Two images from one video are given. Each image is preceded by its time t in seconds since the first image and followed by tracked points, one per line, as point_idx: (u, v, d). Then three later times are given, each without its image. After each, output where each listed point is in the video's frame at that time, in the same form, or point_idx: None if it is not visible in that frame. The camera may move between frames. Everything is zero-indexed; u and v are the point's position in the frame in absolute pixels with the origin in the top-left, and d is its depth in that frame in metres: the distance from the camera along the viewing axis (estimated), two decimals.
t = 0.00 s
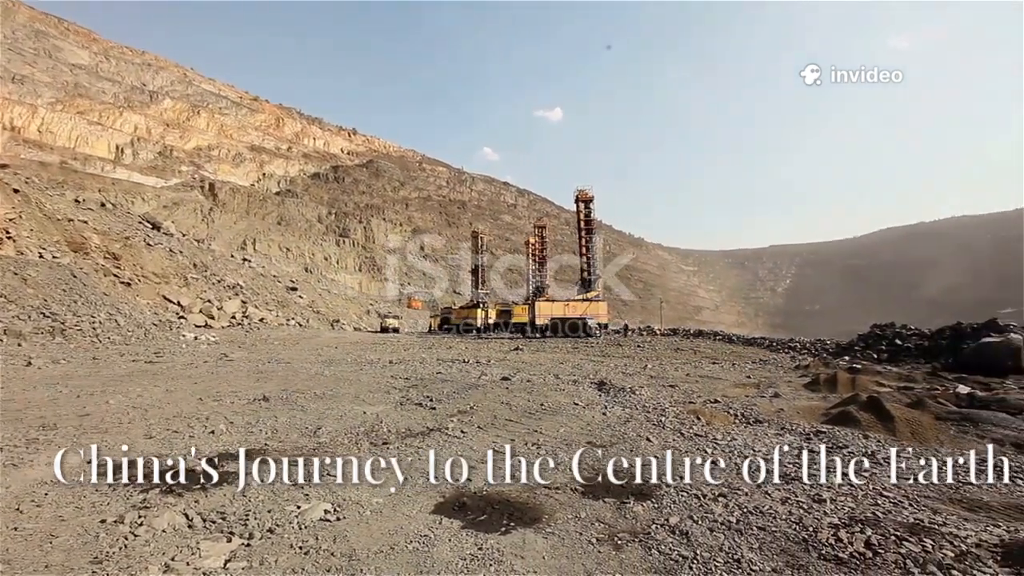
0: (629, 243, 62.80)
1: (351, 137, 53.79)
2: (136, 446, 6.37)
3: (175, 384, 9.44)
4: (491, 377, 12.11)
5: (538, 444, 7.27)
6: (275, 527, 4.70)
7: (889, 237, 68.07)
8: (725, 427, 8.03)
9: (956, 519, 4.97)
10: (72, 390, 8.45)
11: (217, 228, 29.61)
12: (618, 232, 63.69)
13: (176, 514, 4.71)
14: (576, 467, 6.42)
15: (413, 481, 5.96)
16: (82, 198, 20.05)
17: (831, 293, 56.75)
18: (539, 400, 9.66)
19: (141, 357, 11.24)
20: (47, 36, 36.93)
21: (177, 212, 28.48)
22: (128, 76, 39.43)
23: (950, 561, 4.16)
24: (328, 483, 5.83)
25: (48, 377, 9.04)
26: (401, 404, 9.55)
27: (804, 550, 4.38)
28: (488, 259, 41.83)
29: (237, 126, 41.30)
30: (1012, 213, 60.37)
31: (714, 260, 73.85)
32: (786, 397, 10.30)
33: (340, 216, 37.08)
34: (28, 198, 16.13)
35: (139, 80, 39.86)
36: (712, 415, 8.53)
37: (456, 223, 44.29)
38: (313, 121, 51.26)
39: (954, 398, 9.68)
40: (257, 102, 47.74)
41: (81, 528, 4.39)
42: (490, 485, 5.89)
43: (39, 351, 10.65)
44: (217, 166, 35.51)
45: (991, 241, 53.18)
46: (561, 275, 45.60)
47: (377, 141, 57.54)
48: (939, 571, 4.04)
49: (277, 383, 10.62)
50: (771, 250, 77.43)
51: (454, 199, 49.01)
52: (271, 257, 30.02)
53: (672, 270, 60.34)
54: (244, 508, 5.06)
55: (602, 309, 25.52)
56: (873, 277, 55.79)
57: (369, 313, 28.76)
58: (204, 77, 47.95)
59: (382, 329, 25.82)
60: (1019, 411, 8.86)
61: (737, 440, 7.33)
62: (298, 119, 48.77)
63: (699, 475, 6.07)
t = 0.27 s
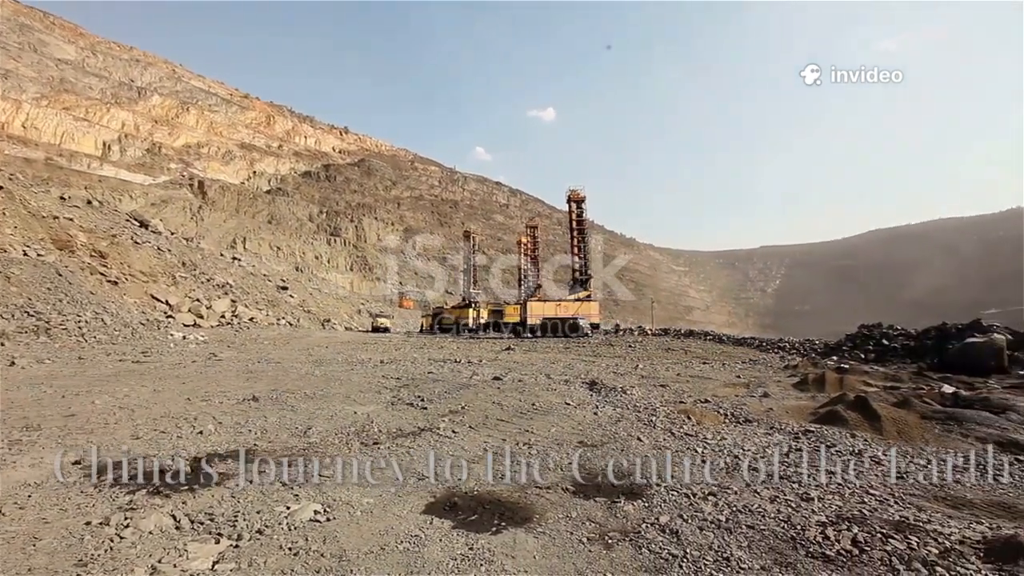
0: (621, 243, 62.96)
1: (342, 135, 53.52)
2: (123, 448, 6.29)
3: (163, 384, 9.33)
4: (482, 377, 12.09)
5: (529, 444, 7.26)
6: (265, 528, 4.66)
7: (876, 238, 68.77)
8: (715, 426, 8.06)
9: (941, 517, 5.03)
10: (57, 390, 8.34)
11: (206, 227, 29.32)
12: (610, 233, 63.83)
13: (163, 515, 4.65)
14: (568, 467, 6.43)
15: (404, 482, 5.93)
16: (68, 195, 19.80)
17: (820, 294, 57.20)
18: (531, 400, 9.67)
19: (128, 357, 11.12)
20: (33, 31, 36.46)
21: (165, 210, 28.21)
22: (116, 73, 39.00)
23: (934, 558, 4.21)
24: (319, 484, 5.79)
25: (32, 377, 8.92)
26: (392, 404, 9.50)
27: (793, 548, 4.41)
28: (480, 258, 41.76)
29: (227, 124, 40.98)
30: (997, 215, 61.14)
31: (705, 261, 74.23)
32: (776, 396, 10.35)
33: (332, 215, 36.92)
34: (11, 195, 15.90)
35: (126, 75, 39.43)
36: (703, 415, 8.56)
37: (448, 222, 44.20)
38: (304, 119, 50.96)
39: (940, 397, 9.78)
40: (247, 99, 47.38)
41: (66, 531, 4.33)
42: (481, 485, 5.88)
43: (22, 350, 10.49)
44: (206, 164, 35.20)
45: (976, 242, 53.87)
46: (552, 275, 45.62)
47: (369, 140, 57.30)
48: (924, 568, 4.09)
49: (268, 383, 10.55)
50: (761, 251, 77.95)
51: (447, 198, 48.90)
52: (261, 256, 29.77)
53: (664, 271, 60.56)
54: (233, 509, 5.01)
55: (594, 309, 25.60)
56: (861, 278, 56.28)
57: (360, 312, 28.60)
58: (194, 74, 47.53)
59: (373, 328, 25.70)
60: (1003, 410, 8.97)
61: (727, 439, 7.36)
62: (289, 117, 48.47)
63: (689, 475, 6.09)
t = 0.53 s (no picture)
0: (612, 243, 63.12)
1: (333, 134, 53.24)
2: (108, 448, 6.21)
3: (149, 384, 9.22)
4: (473, 377, 12.06)
5: (520, 443, 7.25)
6: (252, 530, 4.61)
7: (863, 239, 69.51)
8: (704, 426, 8.10)
9: (924, 514, 5.08)
10: (39, 390, 8.21)
11: (195, 225, 29.04)
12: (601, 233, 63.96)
13: (149, 517, 4.59)
14: (558, 466, 6.42)
15: (393, 482, 5.90)
16: (53, 192, 19.54)
17: (808, 295, 57.68)
18: (522, 399, 9.66)
19: (114, 356, 10.99)
20: (17, 25, 35.94)
21: (153, 207, 27.91)
22: (102, 68, 38.54)
23: (918, 555, 4.25)
24: (307, 485, 5.74)
25: (15, 377, 8.79)
26: (382, 403, 9.45)
27: (780, 546, 4.44)
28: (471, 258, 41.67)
29: (216, 121, 40.62)
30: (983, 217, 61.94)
31: (696, 261, 74.60)
32: (764, 396, 10.42)
33: (322, 213, 36.71)
34: None
35: (113, 71, 38.96)
36: (692, 414, 8.59)
37: (439, 222, 44.08)
38: (295, 117, 50.64)
39: (924, 397, 9.89)
40: (237, 96, 46.99)
41: (48, 533, 4.26)
42: (471, 485, 5.86)
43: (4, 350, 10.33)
44: (195, 162, 34.88)
45: (960, 244, 54.63)
46: (544, 275, 45.63)
47: (360, 138, 57.04)
48: (909, 565, 4.13)
49: (256, 383, 10.46)
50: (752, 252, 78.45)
51: (438, 197, 48.78)
52: (250, 254, 29.52)
53: (655, 271, 60.79)
54: (220, 511, 4.95)
55: (585, 309, 25.65)
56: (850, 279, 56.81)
57: (351, 312, 28.44)
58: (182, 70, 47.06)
59: (364, 328, 25.56)
60: (986, 409, 9.09)
61: (716, 438, 7.38)
62: (279, 115, 48.14)
63: (678, 474, 6.10)
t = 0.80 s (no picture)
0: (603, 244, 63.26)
1: (323, 132, 52.91)
2: (91, 449, 6.12)
3: (135, 384, 9.10)
4: (464, 377, 12.03)
5: (509, 443, 7.24)
6: (239, 531, 4.55)
7: (849, 241, 70.27)
8: (693, 425, 8.13)
9: (907, 511, 5.13)
10: (21, 390, 8.08)
11: (182, 223, 28.74)
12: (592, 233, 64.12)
13: (134, 519, 4.53)
14: (548, 466, 6.42)
15: (384, 483, 5.85)
16: (37, 188, 19.25)
17: (796, 295, 58.23)
18: (512, 399, 9.65)
19: (98, 356, 10.83)
20: None
21: (139, 205, 27.57)
22: (87, 63, 38.01)
23: (902, 552, 4.29)
24: (296, 485, 5.69)
25: None
26: (372, 404, 9.38)
27: (767, 544, 4.46)
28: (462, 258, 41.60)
29: (204, 117, 40.22)
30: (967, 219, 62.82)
31: (686, 261, 75.00)
32: (752, 395, 10.49)
33: (312, 212, 36.48)
34: None
35: (98, 66, 38.45)
36: (681, 414, 8.63)
37: (430, 221, 43.95)
38: (284, 114, 50.27)
39: (908, 396, 10.01)
40: (226, 93, 46.55)
41: (30, 536, 4.18)
42: (460, 484, 5.83)
43: None
44: (182, 159, 34.51)
45: (944, 245, 55.41)
46: (535, 275, 45.65)
47: (350, 137, 56.74)
48: (892, 561, 4.18)
49: (244, 383, 10.36)
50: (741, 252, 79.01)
51: (429, 196, 48.65)
52: (239, 253, 29.24)
53: (645, 271, 61.03)
54: (207, 512, 4.89)
55: (576, 309, 25.70)
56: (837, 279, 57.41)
57: (341, 311, 28.28)
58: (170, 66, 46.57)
59: (353, 327, 25.41)
60: (967, 407, 9.22)
61: (704, 438, 7.42)
62: (269, 112, 47.76)
63: (667, 473, 6.11)
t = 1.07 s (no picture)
0: (594, 244, 63.39)
1: (313, 130, 52.56)
2: (74, 451, 6.02)
3: (120, 384, 8.97)
4: (454, 376, 12.00)
5: (499, 443, 7.22)
6: (226, 532, 4.50)
7: (836, 242, 70.98)
8: (682, 425, 8.15)
9: (892, 509, 5.18)
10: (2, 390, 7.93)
11: (169, 221, 28.42)
12: (583, 234, 64.24)
13: (118, 521, 4.45)
14: (538, 465, 6.41)
15: (373, 482, 5.82)
16: (20, 185, 18.94)
17: (784, 295, 58.75)
18: (503, 399, 9.64)
19: (82, 356, 10.67)
20: None
21: (124, 202, 27.22)
22: (72, 58, 37.47)
23: (886, 549, 4.33)
24: (284, 486, 5.63)
25: None
26: (362, 403, 9.32)
27: (754, 542, 4.48)
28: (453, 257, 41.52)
29: (192, 114, 39.81)
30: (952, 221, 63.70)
31: (676, 262, 75.37)
32: (741, 395, 10.56)
33: (302, 210, 36.25)
34: None
35: (83, 60, 37.92)
36: (671, 413, 8.66)
37: (421, 220, 43.82)
38: (274, 112, 49.88)
39: (893, 396, 10.12)
40: (214, 90, 46.11)
41: (10, 539, 4.10)
42: (450, 484, 5.81)
43: None
44: (170, 156, 34.13)
45: (929, 247, 56.14)
46: (526, 275, 45.66)
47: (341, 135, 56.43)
48: (876, 558, 4.21)
49: (232, 382, 10.25)
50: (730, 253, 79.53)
51: (420, 196, 48.50)
52: (227, 251, 28.94)
53: (636, 271, 61.26)
54: (194, 513, 4.83)
55: (566, 308, 25.75)
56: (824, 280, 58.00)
57: (331, 310, 28.11)
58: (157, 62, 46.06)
59: (344, 327, 25.26)
60: (950, 406, 9.35)
61: (693, 437, 7.44)
62: (258, 109, 47.36)
63: (656, 472, 6.12)
